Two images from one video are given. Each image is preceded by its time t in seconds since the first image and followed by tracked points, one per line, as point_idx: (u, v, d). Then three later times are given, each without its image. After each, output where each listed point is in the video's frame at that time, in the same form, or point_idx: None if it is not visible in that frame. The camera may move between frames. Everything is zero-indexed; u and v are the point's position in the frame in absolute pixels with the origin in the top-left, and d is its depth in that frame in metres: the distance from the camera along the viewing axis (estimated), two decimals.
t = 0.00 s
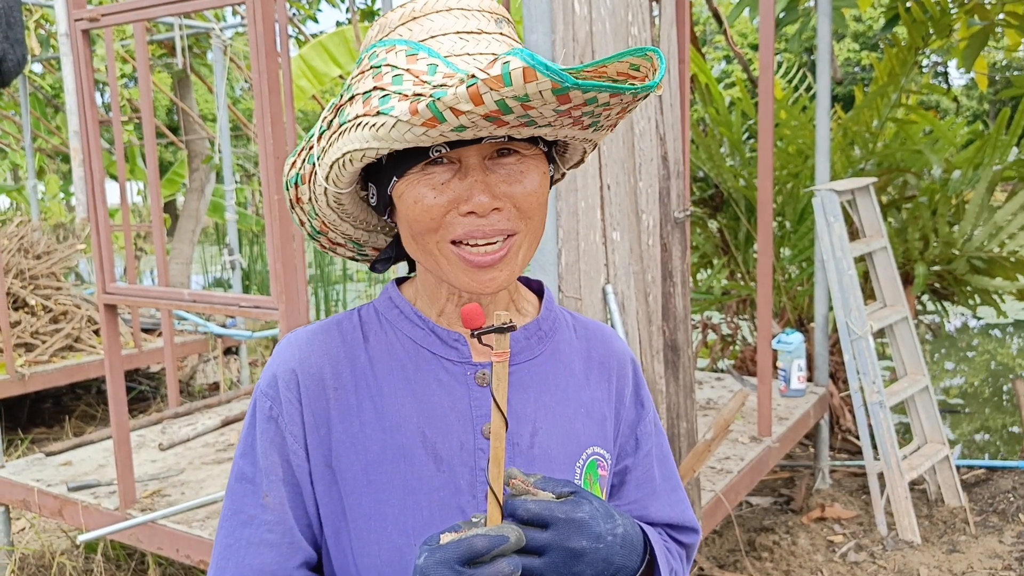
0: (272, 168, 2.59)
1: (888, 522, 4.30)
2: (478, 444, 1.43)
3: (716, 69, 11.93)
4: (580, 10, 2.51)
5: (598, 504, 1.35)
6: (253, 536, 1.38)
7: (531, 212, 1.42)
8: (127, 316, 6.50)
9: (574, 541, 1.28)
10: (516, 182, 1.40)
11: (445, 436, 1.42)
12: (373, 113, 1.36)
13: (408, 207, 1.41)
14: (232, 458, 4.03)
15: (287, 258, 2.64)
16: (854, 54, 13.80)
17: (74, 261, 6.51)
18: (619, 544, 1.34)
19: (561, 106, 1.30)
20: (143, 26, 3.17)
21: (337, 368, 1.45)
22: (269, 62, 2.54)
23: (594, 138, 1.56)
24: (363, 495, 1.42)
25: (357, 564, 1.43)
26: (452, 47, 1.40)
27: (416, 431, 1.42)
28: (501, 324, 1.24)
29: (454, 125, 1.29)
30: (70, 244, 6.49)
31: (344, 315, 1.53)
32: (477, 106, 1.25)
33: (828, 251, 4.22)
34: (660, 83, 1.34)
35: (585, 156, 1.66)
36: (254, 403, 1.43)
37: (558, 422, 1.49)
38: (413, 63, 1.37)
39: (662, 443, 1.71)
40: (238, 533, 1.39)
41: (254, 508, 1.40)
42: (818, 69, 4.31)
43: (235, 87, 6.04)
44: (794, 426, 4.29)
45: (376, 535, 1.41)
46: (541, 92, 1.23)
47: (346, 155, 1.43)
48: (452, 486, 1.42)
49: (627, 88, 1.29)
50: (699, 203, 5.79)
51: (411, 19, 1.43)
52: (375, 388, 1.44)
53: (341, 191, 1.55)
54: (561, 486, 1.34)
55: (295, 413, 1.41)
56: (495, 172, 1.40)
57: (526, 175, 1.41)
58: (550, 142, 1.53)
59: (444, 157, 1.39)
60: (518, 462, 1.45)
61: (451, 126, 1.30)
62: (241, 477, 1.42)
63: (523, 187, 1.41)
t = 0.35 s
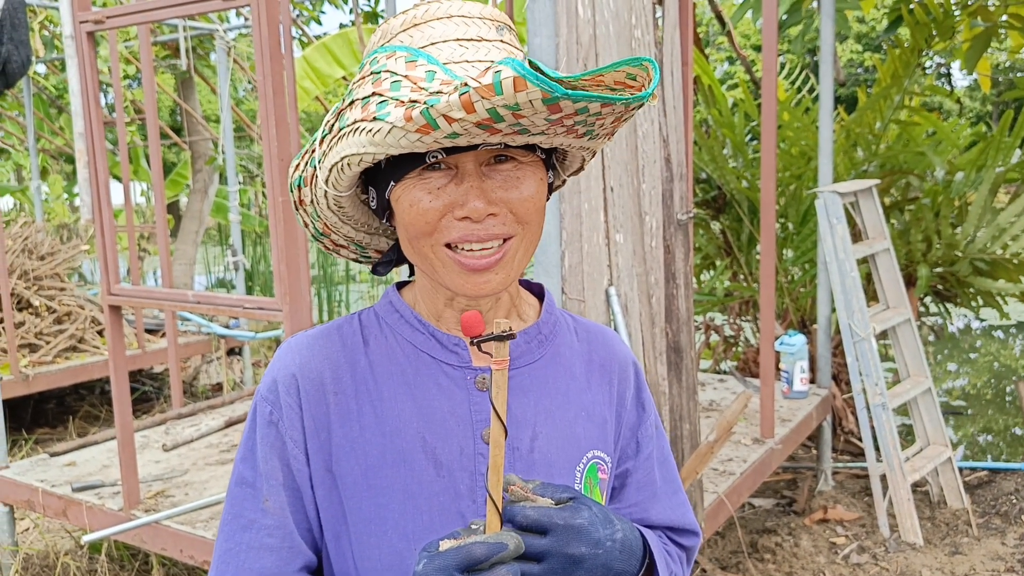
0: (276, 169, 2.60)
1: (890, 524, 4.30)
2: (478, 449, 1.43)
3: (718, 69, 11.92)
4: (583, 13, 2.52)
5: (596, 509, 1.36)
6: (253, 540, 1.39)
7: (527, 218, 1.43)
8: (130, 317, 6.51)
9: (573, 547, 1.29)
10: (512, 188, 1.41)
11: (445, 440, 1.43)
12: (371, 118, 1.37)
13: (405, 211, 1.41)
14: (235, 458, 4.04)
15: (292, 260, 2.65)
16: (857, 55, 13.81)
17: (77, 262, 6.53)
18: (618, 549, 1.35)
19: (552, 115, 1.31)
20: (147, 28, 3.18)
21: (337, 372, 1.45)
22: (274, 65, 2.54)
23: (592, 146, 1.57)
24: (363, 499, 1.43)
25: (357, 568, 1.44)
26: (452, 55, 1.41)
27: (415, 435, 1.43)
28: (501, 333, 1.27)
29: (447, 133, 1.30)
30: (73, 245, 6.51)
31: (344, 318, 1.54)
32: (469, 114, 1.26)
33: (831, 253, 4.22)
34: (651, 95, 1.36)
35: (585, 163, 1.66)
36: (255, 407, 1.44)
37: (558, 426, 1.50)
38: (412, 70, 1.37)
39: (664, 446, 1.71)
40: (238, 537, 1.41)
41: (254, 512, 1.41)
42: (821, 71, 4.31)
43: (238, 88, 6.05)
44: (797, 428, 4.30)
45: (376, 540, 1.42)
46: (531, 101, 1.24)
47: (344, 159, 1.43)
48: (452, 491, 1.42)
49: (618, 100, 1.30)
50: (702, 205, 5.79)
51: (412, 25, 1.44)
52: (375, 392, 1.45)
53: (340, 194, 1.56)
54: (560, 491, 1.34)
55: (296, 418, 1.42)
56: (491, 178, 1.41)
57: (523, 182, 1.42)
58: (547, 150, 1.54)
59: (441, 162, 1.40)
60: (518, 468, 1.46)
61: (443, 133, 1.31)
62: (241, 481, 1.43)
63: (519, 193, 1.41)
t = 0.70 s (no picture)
0: (280, 168, 2.60)
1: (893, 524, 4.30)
2: (485, 446, 1.43)
3: (720, 69, 11.91)
4: (588, 13, 2.51)
5: (602, 506, 1.36)
6: (258, 539, 1.39)
7: (531, 213, 1.43)
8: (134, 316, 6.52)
9: (579, 545, 1.29)
10: (517, 182, 1.41)
11: (451, 438, 1.43)
12: (375, 110, 1.37)
13: (409, 204, 1.41)
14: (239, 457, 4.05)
15: (296, 259, 2.65)
16: (860, 56, 13.82)
17: (80, 261, 6.54)
18: (624, 546, 1.35)
19: (554, 100, 1.30)
20: (151, 27, 3.18)
21: (343, 370, 1.46)
22: (278, 64, 2.54)
23: (596, 141, 1.56)
24: (369, 496, 1.43)
25: (362, 566, 1.44)
26: (458, 49, 1.40)
27: (422, 433, 1.43)
28: (511, 328, 1.28)
29: (450, 120, 1.30)
30: (77, 244, 6.51)
31: (351, 316, 1.54)
32: (471, 101, 1.26)
33: (834, 253, 4.21)
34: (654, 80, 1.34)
35: (591, 162, 1.67)
36: (261, 405, 1.45)
37: (565, 422, 1.50)
38: (417, 64, 1.37)
39: (673, 442, 1.71)
40: (244, 535, 1.41)
41: (259, 510, 1.41)
42: (824, 71, 4.31)
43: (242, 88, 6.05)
44: (800, 428, 4.30)
45: (382, 538, 1.42)
46: (532, 85, 1.23)
47: (350, 152, 1.44)
48: (458, 489, 1.42)
49: (620, 83, 1.29)
50: (705, 205, 5.79)
51: (418, 22, 1.44)
52: (381, 389, 1.45)
53: (345, 190, 1.56)
54: (565, 490, 1.34)
55: (302, 415, 1.42)
56: (495, 171, 1.41)
57: (527, 176, 1.42)
58: (553, 145, 1.53)
59: (446, 156, 1.40)
60: (526, 465, 1.46)
61: (446, 121, 1.30)
62: (246, 479, 1.43)
63: (523, 188, 1.42)
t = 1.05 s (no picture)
0: (282, 168, 2.60)
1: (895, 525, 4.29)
2: (486, 451, 1.43)
3: (722, 70, 11.90)
4: (589, 14, 2.51)
5: (607, 511, 1.36)
6: (260, 545, 1.40)
7: (523, 219, 1.42)
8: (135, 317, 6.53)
9: (585, 552, 1.29)
10: (510, 186, 1.40)
11: (452, 442, 1.43)
12: (374, 98, 1.38)
13: (403, 197, 1.42)
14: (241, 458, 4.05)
15: (297, 258, 2.65)
16: (862, 56, 13.83)
17: (82, 262, 6.54)
18: (628, 551, 1.36)
19: (538, 102, 1.29)
20: (154, 28, 3.19)
21: (342, 375, 1.45)
22: (280, 64, 2.55)
23: (597, 153, 1.54)
24: (370, 502, 1.43)
25: (364, 571, 1.44)
26: (467, 47, 1.39)
27: (422, 438, 1.43)
28: (510, 332, 1.28)
29: (436, 113, 1.30)
30: (78, 244, 6.52)
31: (350, 320, 1.54)
32: (455, 95, 1.25)
33: (836, 254, 4.21)
34: (646, 94, 1.34)
35: (599, 175, 1.66)
36: (260, 411, 1.45)
37: (567, 425, 1.49)
38: (423, 57, 1.35)
39: (674, 444, 1.71)
40: (245, 542, 1.41)
41: (260, 516, 1.41)
42: (825, 72, 4.31)
43: (243, 89, 6.05)
44: (802, 429, 4.30)
45: (384, 544, 1.42)
46: (514, 85, 1.23)
47: (348, 138, 1.45)
48: (460, 493, 1.42)
49: (605, 92, 1.28)
50: (706, 205, 5.79)
51: (435, 17, 1.44)
52: (381, 393, 1.45)
53: (348, 176, 1.56)
54: (569, 495, 1.33)
55: (301, 421, 1.42)
56: (490, 172, 1.41)
57: (521, 181, 1.41)
58: (556, 153, 1.52)
59: (442, 151, 1.40)
60: (527, 469, 1.45)
61: (433, 114, 1.30)
62: (247, 485, 1.43)
63: (517, 192, 1.41)
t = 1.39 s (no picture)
0: (282, 169, 2.60)
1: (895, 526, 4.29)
2: (489, 459, 1.43)
3: (722, 71, 11.91)
4: (589, 15, 2.53)
5: (605, 523, 1.36)
6: (262, 549, 1.40)
7: (536, 229, 1.42)
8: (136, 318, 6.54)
9: (580, 564, 1.29)
10: (524, 196, 1.41)
11: (455, 450, 1.43)
12: (383, 109, 1.38)
13: (412, 207, 1.42)
14: (241, 459, 4.06)
15: (297, 260, 2.65)
16: (862, 57, 13.84)
17: (83, 263, 6.55)
18: (627, 562, 1.36)
19: (555, 122, 1.29)
20: (154, 29, 3.19)
21: (346, 381, 1.46)
22: (280, 65, 2.55)
23: (612, 163, 1.54)
24: (372, 508, 1.43)
25: None
26: (477, 54, 1.39)
27: (426, 445, 1.43)
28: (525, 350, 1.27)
29: (450, 130, 1.30)
30: (80, 245, 6.54)
31: (353, 324, 1.54)
32: (471, 113, 1.25)
33: (836, 255, 4.21)
34: (665, 112, 1.33)
35: (610, 182, 1.65)
36: (263, 414, 1.45)
37: (569, 434, 1.50)
38: (434, 66, 1.36)
39: (673, 453, 1.72)
40: (246, 545, 1.41)
41: (262, 520, 1.42)
42: (825, 74, 4.31)
43: (243, 90, 6.06)
44: (802, 431, 4.30)
45: (386, 550, 1.42)
46: (532, 105, 1.23)
47: (357, 149, 1.45)
48: (462, 501, 1.42)
49: (624, 112, 1.28)
50: (706, 206, 5.79)
51: (444, 22, 1.43)
52: (385, 399, 1.45)
53: (355, 185, 1.56)
54: (568, 506, 1.34)
55: (304, 426, 1.43)
56: (502, 184, 1.41)
57: (536, 191, 1.42)
58: (569, 163, 1.52)
59: (453, 162, 1.40)
60: (530, 477, 1.46)
61: (447, 130, 1.30)
62: (248, 489, 1.43)
63: (530, 202, 1.41)
